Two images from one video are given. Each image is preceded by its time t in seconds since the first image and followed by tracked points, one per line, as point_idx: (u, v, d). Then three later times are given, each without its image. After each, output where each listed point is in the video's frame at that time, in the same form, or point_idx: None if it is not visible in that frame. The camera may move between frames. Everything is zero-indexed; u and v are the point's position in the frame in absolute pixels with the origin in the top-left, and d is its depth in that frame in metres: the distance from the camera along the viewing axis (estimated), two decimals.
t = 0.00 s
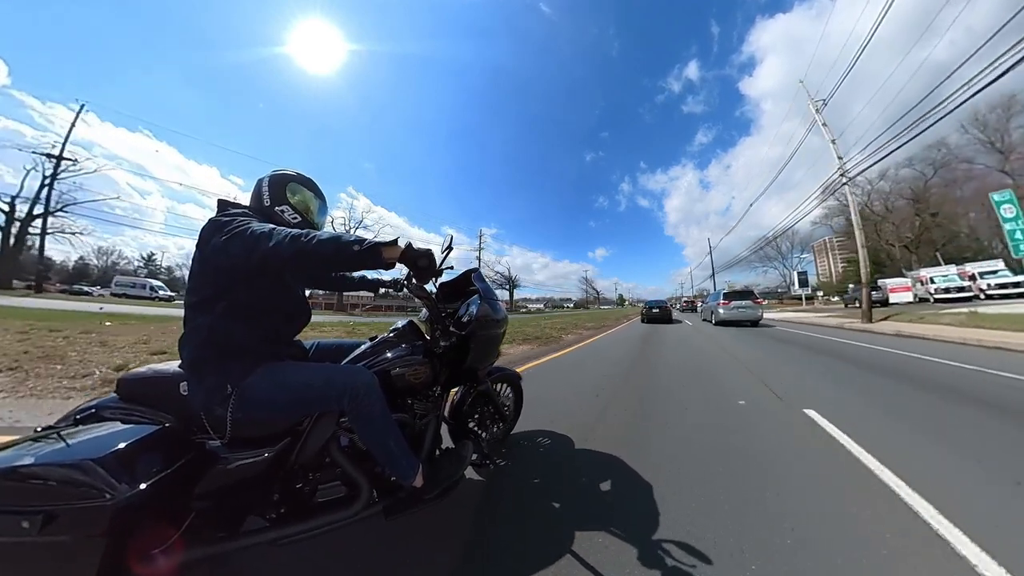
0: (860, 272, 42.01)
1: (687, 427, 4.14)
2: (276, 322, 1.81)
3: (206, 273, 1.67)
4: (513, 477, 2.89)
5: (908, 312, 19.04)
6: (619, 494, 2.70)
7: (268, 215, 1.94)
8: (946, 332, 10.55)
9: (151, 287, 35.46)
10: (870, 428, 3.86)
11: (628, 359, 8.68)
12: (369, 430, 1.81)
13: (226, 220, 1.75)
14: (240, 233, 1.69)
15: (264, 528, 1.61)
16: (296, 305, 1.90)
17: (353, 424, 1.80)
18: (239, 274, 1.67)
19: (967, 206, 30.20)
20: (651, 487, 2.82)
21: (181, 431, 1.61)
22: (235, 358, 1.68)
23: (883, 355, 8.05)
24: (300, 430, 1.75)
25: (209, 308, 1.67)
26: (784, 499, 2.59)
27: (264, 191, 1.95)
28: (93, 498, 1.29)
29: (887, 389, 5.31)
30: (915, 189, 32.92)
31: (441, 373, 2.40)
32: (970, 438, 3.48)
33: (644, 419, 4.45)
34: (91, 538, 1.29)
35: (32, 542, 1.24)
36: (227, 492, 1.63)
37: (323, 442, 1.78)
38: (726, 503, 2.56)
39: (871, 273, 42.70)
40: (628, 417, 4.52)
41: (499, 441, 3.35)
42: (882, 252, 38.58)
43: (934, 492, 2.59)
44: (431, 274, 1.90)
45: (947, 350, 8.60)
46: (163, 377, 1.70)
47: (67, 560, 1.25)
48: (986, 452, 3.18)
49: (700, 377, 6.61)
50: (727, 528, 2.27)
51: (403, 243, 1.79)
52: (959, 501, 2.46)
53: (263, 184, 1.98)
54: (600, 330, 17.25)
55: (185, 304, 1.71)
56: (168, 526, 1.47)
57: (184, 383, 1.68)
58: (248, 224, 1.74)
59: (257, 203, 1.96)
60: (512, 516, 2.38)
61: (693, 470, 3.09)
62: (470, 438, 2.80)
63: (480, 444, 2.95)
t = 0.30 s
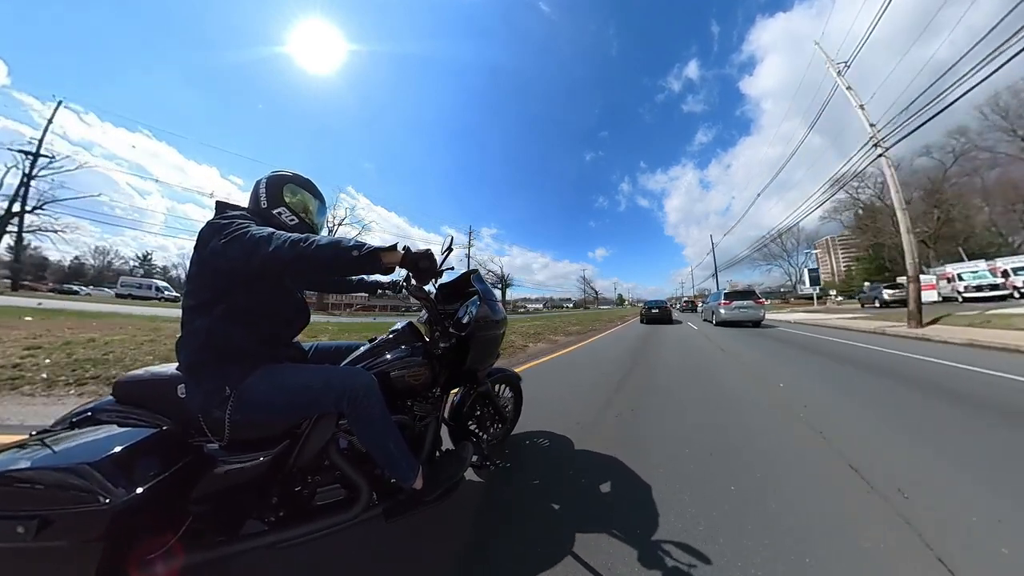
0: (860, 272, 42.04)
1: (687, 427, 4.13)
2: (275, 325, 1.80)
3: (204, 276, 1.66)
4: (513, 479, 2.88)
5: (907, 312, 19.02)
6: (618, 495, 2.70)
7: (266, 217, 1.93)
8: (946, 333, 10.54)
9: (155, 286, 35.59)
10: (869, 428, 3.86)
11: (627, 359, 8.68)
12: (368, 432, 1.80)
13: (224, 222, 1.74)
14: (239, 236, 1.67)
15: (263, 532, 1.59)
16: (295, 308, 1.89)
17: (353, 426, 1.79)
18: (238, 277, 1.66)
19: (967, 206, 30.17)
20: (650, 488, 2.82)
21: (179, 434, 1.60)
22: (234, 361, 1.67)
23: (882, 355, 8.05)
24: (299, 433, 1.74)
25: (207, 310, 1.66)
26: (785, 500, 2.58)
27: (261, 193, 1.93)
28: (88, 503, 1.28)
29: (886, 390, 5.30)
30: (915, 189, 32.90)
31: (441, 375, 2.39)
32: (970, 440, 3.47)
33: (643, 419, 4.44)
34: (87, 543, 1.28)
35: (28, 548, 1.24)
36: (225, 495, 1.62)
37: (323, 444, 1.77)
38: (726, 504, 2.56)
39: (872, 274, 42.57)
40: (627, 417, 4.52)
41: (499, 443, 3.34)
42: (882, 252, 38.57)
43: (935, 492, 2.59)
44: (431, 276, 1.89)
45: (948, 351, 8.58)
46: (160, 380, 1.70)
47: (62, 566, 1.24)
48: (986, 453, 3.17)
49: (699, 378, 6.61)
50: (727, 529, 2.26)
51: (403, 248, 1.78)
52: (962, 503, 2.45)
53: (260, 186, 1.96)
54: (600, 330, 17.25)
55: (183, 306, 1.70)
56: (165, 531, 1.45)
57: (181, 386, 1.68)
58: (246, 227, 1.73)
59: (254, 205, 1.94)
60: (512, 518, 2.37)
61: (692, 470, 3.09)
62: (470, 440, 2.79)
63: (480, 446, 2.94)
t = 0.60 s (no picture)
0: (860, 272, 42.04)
1: (685, 427, 4.13)
2: (271, 322, 1.79)
3: (200, 271, 1.66)
4: (510, 478, 2.88)
5: (907, 312, 19.00)
6: (616, 495, 2.69)
7: (262, 212, 1.92)
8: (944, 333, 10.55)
9: (159, 287, 35.82)
10: (868, 429, 3.86)
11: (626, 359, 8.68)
12: (364, 429, 1.80)
13: (220, 218, 1.73)
14: (236, 232, 1.67)
15: (258, 529, 1.59)
16: (291, 305, 1.89)
17: (349, 424, 1.79)
18: (234, 272, 1.66)
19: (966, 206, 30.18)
20: (648, 487, 2.82)
21: (174, 431, 1.60)
22: (230, 356, 1.67)
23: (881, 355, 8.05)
24: (295, 430, 1.74)
25: (203, 305, 1.66)
26: (784, 500, 2.58)
27: (258, 189, 1.93)
28: (80, 501, 1.27)
29: (885, 390, 5.31)
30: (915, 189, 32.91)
31: (438, 373, 2.39)
32: (969, 440, 3.47)
33: (642, 419, 4.44)
34: (80, 541, 1.28)
35: (21, 546, 1.24)
36: (220, 493, 1.62)
37: (319, 441, 1.76)
38: (725, 504, 2.55)
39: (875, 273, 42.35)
40: (625, 416, 4.51)
41: (496, 441, 3.34)
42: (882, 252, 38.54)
43: (934, 493, 2.59)
44: (427, 273, 1.89)
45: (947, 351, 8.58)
46: (155, 377, 1.70)
47: (56, 564, 1.24)
48: (985, 453, 3.18)
49: (697, 378, 6.62)
50: (727, 530, 2.25)
51: (399, 246, 1.77)
52: (961, 504, 2.45)
53: (257, 183, 1.97)
54: (599, 330, 17.25)
55: (178, 302, 1.70)
56: (158, 529, 1.45)
57: (176, 383, 1.68)
58: (243, 222, 1.72)
59: (251, 202, 1.94)
60: (509, 517, 2.36)
61: (690, 470, 3.09)
62: (466, 438, 2.79)
63: (477, 444, 2.94)
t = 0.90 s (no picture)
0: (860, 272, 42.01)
1: (684, 427, 4.14)
2: (271, 322, 1.79)
3: (200, 271, 1.66)
4: (510, 478, 2.88)
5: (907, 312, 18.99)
6: (616, 495, 2.69)
7: (262, 212, 1.92)
8: (945, 334, 10.53)
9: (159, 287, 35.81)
10: (868, 429, 3.86)
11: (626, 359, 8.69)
12: (364, 428, 1.80)
13: (219, 218, 1.73)
14: (235, 232, 1.67)
15: (258, 529, 1.60)
16: (291, 305, 1.89)
17: (350, 423, 1.79)
18: (234, 272, 1.66)
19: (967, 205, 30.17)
20: (648, 488, 2.82)
21: (175, 430, 1.60)
22: (230, 357, 1.67)
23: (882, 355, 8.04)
24: (296, 430, 1.75)
25: (202, 305, 1.66)
26: (783, 500, 2.58)
27: (257, 189, 1.94)
28: (82, 500, 1.27)
29: (885, 391, 5.31)
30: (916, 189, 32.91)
31: (438, 373, 2.39)
32: (969, 440, 3.48)
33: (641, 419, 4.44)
34: (80, 541, 1.28)
35: (21, 545, 1.23)
36: (220, 492, 1.63)
37: (320, 441, 1.77)
38: (725, 504, 2.56)
39: (878, 273, 42.06)
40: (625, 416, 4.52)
41: (496, 441, 3.34)
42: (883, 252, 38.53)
43: (934, 493, 2.60)
44: (427, 274, 1.89)
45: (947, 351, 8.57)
46: (156, 376, 1.70)
47: (56, 564, 1.24)
48: (984, 453, 3.18)
49: (697, 378, 6.63)
50: (727, 530, 2.26)
51: (399, 248, 1.77)
52: (961, 504, 2.45)
53: (256, 183, 1.97)
54: (599, 330, 17.26)
55: (179, 301, 1.70)
56: (159, 529, 1.46)
57: (177, 383, 1.68)
58: (242, 223, 1.73)
59: (250, 201, 1.95)
60: (509, 517, 2.36)
61: (690, 470, 3.09)
62: (467, 438, 2.80)
63: (478, 444, 2.94)
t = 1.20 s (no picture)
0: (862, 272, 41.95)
1: (684, 427, 4.14)
2: (270, 324, 1.79)
3: (200, 273, 1.66)
4: (510, 479, 2.87)
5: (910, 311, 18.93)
6: (617, 496, 2.69)
7: (261, 214, 1.92)
8: (947, 334, 10.50)
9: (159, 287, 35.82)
10: (869, 429, 3.86)
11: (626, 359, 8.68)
12: (364, 430, 1.79)
13: (219, 220, 1.73)
14: (235, 234, 1.67)
15: (257, 532, 1.59)
16: (291, 307, 1.88)
17: (350, 425, 1.78)
18: (233, 275, 1.65)
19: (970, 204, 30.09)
20: (649, 488, 2.82)
21: (174, 432, 1.59)
22: (229, 359, 1.66)
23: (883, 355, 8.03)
24: (296, 432, 1.74)
25: (202, 307, 1.65)
26: (783, 500, 2.58)
27: (256, 191, 1.93)
28: (80, 503, 1.27)
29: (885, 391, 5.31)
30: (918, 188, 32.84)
31: (439, 375, 2.38)
32: (970, 441, 3.47)
33: (642, 419, 4.43)
34: (79, 544, 1.27)
35: (20, 548, 1.23)
36: (220, 495, 1.62)
37: (320, 443, 1.76)
38: (725, 504, 2.55)
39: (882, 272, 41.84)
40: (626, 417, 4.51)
41: (496, 443, 3.33)
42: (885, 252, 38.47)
43: (934, 493, 2.59)
44: (428, 275, 1.88)
45: (949, 351, 8.54)
46: (156, 378, 1.69)
47: (54, 568, 1.23)
48: (985, 453, 3.18)
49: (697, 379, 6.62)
50: (727, 530, 2.25)
51: (400, 249, 1.76)
52: (962, 504, 2.44)
53: (255, 184, 1.96)
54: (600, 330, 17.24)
55: (178, 303, 1.70)
56: (158, 532, 1.45)
57: (177, 385, 1.67)
58: (242, 225, 1.72)
59: (249, 203, 1.94)
60: (510, 519, 2.35)
61: (690, 470, 3.09)
62: (467, 439, 2.79)
63: (478, 445, 2.93)
